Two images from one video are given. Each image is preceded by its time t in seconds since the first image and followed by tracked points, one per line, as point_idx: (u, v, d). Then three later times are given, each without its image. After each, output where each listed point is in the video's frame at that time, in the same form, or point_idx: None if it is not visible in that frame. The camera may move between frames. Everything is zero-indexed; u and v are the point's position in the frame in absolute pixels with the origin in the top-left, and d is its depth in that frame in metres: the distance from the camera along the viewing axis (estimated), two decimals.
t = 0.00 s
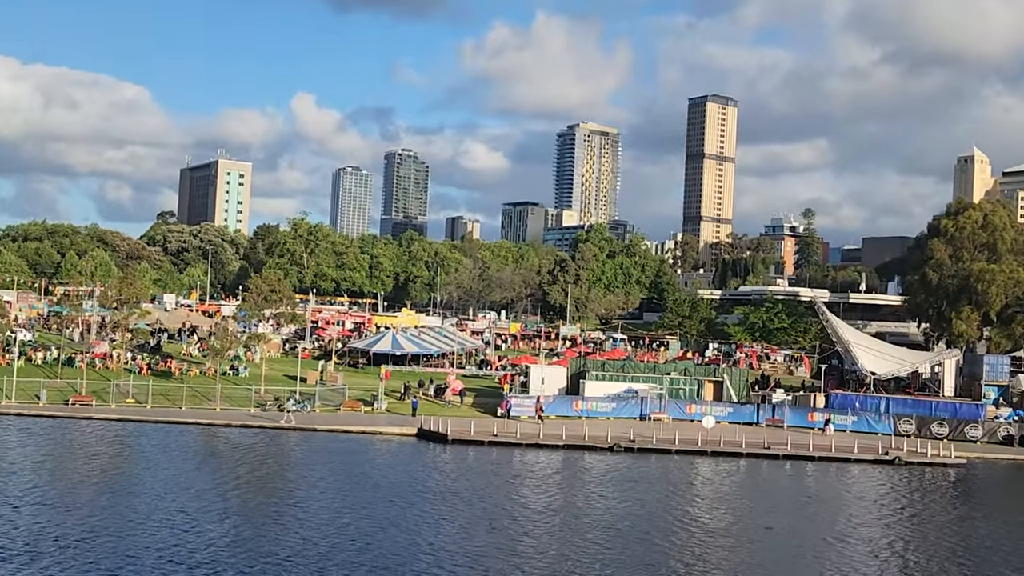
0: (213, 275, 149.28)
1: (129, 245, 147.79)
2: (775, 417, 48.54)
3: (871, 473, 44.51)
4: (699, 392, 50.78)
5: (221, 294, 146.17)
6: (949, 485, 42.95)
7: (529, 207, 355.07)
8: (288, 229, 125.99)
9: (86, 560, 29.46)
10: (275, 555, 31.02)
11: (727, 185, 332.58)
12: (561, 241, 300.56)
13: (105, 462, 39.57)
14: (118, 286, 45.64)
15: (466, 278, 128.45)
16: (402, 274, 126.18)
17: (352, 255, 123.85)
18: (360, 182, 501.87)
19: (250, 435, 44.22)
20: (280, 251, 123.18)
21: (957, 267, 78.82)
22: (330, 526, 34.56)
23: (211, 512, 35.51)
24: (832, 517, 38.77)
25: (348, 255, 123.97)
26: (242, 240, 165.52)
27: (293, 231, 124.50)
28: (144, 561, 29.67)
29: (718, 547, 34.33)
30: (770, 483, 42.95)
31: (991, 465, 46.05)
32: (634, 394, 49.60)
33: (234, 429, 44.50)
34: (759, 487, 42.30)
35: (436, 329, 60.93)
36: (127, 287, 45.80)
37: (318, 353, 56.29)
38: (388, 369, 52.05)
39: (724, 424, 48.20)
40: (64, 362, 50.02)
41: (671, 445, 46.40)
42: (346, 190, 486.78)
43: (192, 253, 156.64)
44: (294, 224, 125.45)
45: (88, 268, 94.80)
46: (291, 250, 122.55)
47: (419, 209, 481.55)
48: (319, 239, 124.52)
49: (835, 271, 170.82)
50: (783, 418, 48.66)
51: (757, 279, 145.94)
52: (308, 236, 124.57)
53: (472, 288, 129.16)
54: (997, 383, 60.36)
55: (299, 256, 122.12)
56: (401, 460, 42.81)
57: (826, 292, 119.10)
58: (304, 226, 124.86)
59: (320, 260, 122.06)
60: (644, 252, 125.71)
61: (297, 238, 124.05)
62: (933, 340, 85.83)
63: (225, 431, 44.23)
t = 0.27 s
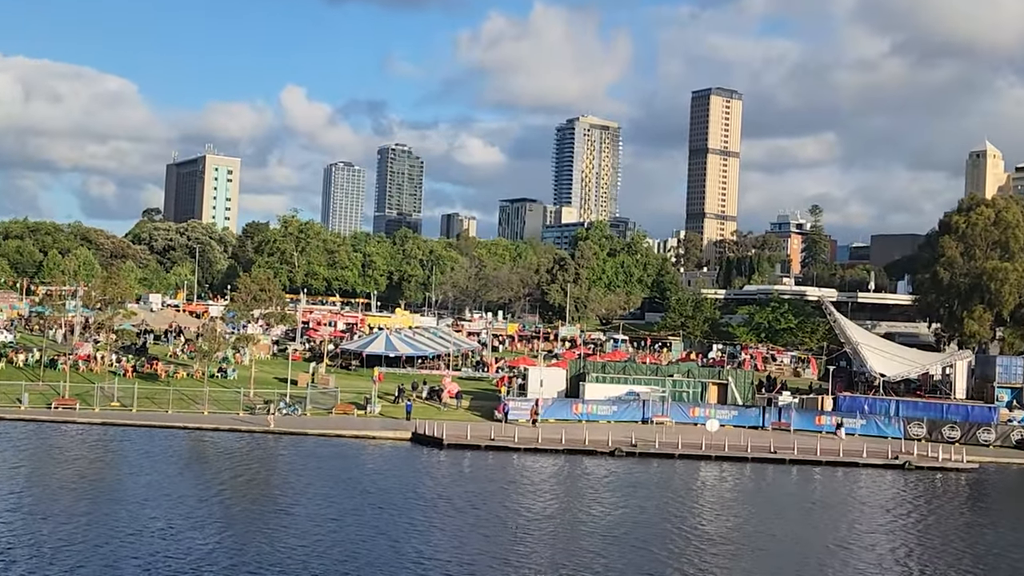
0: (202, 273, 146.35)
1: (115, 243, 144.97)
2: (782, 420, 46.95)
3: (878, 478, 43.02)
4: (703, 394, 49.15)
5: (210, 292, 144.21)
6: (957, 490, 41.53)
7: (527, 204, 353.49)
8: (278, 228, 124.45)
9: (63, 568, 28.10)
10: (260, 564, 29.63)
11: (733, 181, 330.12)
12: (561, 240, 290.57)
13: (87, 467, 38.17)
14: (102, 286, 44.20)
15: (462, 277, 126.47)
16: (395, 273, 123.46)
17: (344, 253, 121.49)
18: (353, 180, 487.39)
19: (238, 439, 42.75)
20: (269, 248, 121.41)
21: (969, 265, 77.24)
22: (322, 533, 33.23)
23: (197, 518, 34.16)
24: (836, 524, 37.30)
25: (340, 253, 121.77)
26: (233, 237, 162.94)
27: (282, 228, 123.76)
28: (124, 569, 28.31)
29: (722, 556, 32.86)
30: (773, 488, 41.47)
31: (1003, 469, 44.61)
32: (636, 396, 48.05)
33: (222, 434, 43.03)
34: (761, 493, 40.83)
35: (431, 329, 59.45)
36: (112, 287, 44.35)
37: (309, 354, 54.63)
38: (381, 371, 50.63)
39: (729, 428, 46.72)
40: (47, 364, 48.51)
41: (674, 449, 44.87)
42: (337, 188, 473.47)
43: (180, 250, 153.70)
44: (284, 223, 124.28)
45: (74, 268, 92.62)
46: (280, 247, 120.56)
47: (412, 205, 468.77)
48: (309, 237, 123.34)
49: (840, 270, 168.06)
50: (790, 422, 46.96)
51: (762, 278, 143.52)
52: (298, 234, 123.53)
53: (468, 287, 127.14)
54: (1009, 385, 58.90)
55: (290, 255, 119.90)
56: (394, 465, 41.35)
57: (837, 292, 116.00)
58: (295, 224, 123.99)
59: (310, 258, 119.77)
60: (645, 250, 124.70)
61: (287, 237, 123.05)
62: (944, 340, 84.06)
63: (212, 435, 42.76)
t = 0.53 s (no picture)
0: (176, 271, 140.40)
1: (80, 238, 136.36)
2: (802, 431, 43.44)
3: (907, 493, 39.49)
4: (716, 403, 45.63)
5: (173, 290, 136.62)
6: (992, 506, 37.94)
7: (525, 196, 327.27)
8: (255, 222, 118.92)
9: None
10: None
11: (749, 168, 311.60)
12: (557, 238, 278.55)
13: (42, 482, 34.70)
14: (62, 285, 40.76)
15: (456, 276, 121.72)
16: (380, 269, 120.49)
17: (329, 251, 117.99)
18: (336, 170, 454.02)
19: (210, 451, 39.15)
20: (248, 244, 116.84)
21: (1004, 263, 73.54)
22: (301, 554, 29.84)
23: (160, 537, 30.70)
24: (860, 543, 33.78)
25: (323, 248, 118.44)
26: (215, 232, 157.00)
27: (261, 222, 118.04)
28: None
29: None
30: (790, 504, 37.94)
31: None
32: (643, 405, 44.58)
33: (196, 446, 39.43)
34: (778, 509, 37.31)
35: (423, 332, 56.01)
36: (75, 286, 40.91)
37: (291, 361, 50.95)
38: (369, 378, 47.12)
39: (744, 440, 43.24)
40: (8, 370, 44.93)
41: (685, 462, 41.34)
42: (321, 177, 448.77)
43: (150, 247, 146.57)
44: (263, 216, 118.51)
45: (36, 263, 87.84)
46: (258, 242, 115.96)
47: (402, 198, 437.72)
48: (291, 232, 118.00)
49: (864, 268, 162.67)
50: (811, 433, 43.48)
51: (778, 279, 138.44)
52: (278, 229, 117.92)
53: (461, 287, 122.15)
54: None
55: (269, 252, 115.55)
56: (382, 480, 37.89)
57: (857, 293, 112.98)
58: (275, 218, 118.12)
59: (291, 256, 116.36)
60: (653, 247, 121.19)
61: (266, 231, 117.38)
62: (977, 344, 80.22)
63: (185, 447, 39.19)
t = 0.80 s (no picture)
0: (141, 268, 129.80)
1: (40, 232, 125.28)
2: (817, 440, 40.49)
3: (930, 507, 36.58)
4: (726, 409, 42.66)
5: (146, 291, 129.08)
6: None
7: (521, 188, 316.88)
8: (231, 214, 109.42)
9: None
10: None
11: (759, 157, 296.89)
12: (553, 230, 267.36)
13: None
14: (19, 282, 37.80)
15: (445, 273, 115.22)
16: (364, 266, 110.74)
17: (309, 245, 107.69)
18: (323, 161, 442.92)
19: (180, 460, 36.29)
20: (219, 237, 106.44)
21: None
22: (273, 572, 26.93)
23: (119, 552, 27.80)
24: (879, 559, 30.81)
25: (302, 243, 108.34)
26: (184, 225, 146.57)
27: (236, 216, 108.08)
28: None
29: None
30: (803, 517, 35.01)
31: None
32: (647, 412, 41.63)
33: (166, 456, 36.58)
34: (791, 522, 34.37)
35: (411, 333, 53.01)
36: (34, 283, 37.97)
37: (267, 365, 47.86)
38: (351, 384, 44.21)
39: (754, 449, 40.34)
40: None
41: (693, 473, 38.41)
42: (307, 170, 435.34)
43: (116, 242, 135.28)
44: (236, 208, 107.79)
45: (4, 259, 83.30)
46: (231, 237, 105.67)
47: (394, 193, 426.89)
48: (267, 227, 107.77)
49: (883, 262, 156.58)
50: (827, 441, 40.58)
51: (792, 276, 133.33)
52: (254, 222, 107.86)
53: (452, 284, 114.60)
54: None
55: (245, 247, 105.21)
56: (365, 491, 34.99)
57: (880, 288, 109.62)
58: (250, 210, 107.96)
59: (268, 251, 106.08)
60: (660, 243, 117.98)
61: (240, 225, 107.13)
62: (1007, 345, 77.30)
63: (154, 457, 36.31)
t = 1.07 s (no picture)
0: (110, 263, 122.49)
1: None
2: (832, 447, 38.12)
3: (952, 518, 34.17)
4: (734, 414, 40.30)
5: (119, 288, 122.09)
6: None
7: (515, 176, 299.59)
8: (207, 206, 105.53)
9: None
10: None
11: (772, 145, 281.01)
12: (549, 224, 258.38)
13: None
14: None
15: (434, 268, 107.67)
16: (348, 261, 107.54)
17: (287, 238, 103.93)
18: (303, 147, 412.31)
19: (151, 467, 33.85)
20: (195, 230, 102.92)
21: None
22: None
23: (78, 563, 25.38)
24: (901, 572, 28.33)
25: (282, 236, 104.63)
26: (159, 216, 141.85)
27: (212, 207, 104.12)
28: None
29: None
30: (816, 529, 32.57)
31: None
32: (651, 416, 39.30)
33: (137, 463, 33.99)
34: (804, 534, 31.94)
35: (399, 332, 50.85)
36: None
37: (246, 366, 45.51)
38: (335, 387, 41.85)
39: (766, 457, 37.99)
40: None
41: (698, 482, 35.96)
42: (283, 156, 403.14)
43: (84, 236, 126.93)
44: (214, 200, 104.40)
45: None
46: (208, 229, 102.08)
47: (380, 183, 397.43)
48: (244, 220, 103.71)
49: (905, 259, 151.16)
50: (842, 448, 38.16)
51: (804, 272, 128.83)
52: (231, 214, 103.85)
53: (442, 280, 108.09)
54: None
55: (221, 240, 101.46)
56: (349, 501, 32.58)
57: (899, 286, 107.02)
58: (227, 202, 104.22)
59: (246, 246, 102.12)
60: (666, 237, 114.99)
61: (217, 217, 103.26)
62: None
63: (122, 464, 33.67)
